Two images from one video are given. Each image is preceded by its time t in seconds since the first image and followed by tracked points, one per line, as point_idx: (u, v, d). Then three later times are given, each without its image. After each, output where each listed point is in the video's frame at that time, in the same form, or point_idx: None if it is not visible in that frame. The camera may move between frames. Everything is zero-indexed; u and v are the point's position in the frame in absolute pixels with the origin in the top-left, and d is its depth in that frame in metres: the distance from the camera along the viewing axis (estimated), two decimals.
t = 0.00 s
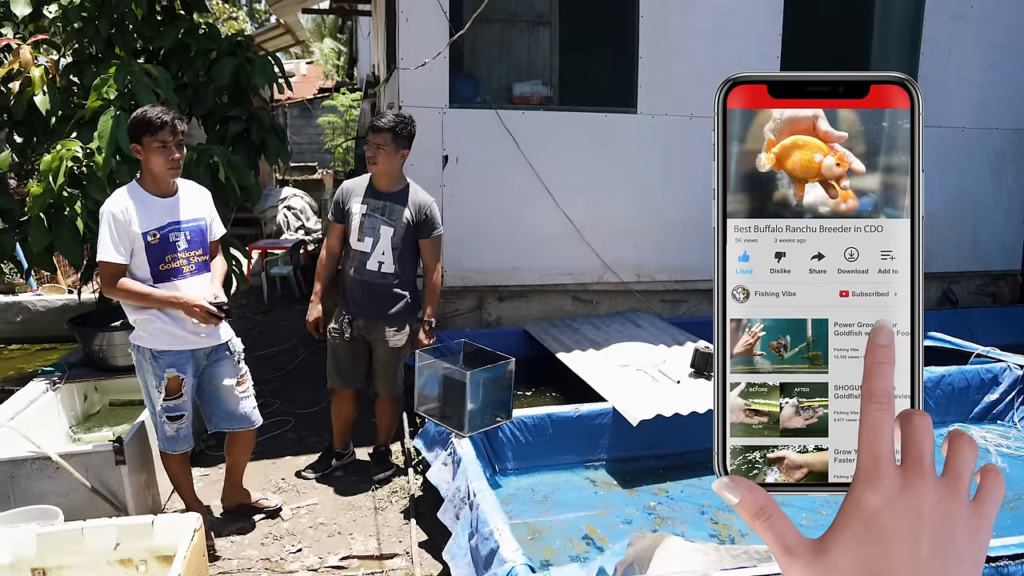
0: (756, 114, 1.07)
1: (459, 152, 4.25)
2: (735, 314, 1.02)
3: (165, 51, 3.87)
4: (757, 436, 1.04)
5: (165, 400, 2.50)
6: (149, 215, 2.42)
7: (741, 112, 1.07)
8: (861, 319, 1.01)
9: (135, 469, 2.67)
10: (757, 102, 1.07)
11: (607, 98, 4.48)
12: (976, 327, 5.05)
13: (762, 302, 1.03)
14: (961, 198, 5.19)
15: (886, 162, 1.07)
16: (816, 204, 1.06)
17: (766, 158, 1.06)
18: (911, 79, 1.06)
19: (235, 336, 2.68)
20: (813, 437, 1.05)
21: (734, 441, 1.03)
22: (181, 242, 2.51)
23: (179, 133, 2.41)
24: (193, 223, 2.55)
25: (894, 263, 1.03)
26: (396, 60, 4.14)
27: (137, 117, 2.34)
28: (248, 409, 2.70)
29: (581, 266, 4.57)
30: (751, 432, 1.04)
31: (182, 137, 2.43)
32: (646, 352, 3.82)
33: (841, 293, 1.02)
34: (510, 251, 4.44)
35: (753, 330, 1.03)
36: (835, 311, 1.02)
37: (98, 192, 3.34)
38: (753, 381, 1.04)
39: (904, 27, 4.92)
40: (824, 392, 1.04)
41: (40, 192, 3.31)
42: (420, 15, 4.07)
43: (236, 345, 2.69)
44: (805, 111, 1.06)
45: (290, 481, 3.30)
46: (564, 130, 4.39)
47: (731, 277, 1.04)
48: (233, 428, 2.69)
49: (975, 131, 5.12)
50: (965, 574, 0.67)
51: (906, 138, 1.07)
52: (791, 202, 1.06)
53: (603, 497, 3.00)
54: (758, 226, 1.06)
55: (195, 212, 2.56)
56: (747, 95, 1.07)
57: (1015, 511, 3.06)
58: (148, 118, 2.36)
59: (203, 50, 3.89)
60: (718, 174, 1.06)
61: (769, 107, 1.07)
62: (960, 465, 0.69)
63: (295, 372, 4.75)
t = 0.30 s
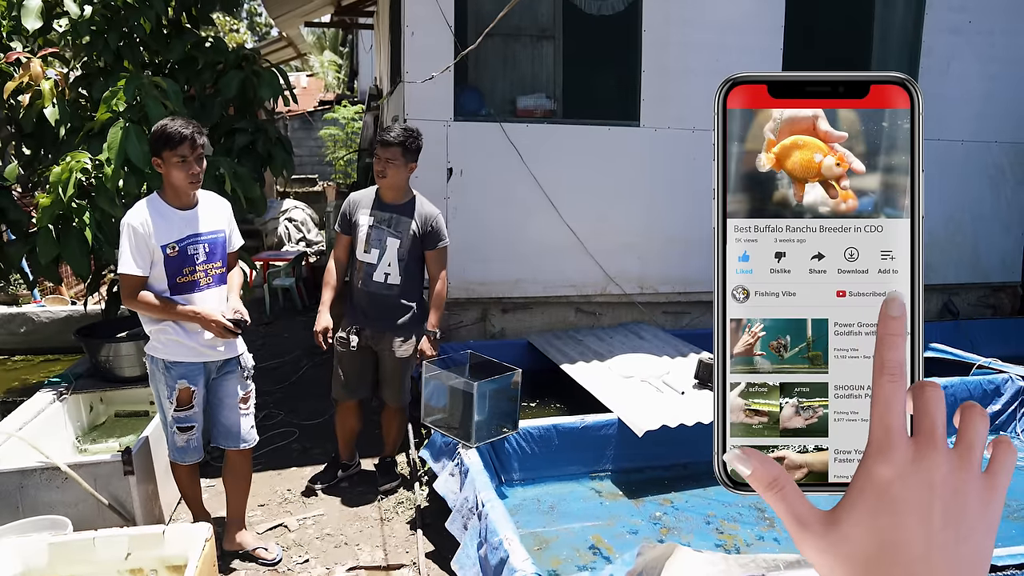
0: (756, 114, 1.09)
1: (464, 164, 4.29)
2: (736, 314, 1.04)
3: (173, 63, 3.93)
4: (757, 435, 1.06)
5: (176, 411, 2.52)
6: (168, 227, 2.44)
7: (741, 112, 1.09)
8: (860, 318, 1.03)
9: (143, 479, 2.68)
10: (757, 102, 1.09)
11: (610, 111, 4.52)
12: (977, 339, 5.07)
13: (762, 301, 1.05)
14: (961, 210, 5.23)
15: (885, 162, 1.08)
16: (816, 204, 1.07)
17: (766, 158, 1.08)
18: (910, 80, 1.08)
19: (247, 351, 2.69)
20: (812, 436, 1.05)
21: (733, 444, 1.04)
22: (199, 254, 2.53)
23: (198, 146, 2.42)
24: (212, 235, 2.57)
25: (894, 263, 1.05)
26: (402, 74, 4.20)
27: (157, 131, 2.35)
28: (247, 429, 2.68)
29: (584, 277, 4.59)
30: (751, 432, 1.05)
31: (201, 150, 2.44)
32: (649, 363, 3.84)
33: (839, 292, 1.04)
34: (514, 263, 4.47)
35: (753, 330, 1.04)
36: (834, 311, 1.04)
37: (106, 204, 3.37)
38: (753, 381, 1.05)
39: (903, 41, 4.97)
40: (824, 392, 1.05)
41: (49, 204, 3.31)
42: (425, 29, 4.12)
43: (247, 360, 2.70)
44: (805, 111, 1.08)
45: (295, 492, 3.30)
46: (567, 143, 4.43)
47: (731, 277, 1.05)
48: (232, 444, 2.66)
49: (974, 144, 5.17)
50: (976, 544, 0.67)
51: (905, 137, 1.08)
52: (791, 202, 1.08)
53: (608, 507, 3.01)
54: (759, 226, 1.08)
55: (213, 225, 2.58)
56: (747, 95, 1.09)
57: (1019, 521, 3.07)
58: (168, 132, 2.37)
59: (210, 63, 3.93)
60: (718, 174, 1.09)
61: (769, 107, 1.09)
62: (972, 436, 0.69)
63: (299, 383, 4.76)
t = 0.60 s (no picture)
0: (756, 114, 1.08)
1: (466, 169, 4.30)
2: (736, 314, 1.03)
3: (177, 70, 3.94)
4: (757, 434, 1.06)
5: (186, 417, 2.53)
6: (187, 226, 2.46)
7: (741, 112, 1.08)
8: (860, 318, 1.04)
9: (146, 483, 2.67)
10: (757, 102, 1.09)
11: (611, 117, 4.53)
12: (979, 344, 5.08)
13: (762, 301, 1.05)
14: (961, 216, 5.24)
15: (885, 162, 1.08)
16: (816, 204, 1.08)
17: (766, 158, 1.08)
18: (910, 80, 1.09)
19: (259, 358, 2.68)
20: (812, 436, 1.07)
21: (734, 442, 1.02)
22: (214, 256, 2.53)
23: (228, 147, 2.47)
24: (231, 240, 2.58)
25: (894, 263, 1.06)
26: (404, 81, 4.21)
27: (191, 130, 2.42)
28: (259, 434, 2.69)
29: (586, 282, 4.60)
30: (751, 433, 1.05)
31: (231, 151, 2.49)
32: (652, 368, 3.84)
33: (838, 292, 1.06)
34: (516, 269, 4.47)
35: (753, 330, 1.04)
36: (835, 312, 1.05)
37: (110, 209, 3.38)
38: (753, 381, 1.04)
39: (903, 48, 5.00)
40: (824, 393, 1.06)
41: (53, 208, 3.35)
42: (428, 36, 4.14)
43: (259, 367, 2.69)
44: (805, 111, 1.08)
45: (297, 497, 3.29)
46: (569, 149, 4.45)
47: (732, 277, 1.05)
48: (239, 452, 2.67)
49: (973, 150, 5.19)
50: (982, 531, 0.65)
51: (906, 137, 1.08)
52: (791, 202, 1.09)
53: (612, 511, 3.01)
54: (759, 226, 1.08)
55: (234, 230, 2.60)
56: (748, 95, 1.08)
57: None
58: (201, 131, 2.43)
59: (213, 69, 3.94)
60: (719, 174, 1.08)
61: (769, 107, 1.09)
62: (978, 423, 0.67)
63: (300, 389, 4.75)
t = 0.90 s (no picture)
0: (756, 114, 1.09)
1: (464, 168, 4.29)
2: (735, 314, 1.03)
3: (176, 69, 3.94)
4: (757, 434, 1.05)
5: (198, 421, 2.49)
6: (199, 224, 2.46)
7: (741, 112, 1.09)
8: (860, 318, 1.05)
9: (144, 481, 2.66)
10: (757, 102, 1.09)
11: (609, 116, 4.53)
12: (978, 342, 5.07)
13: (761, 301, 1.05)
14: (960, 214, 5.24)
15: (885, 162, 1.08)
16: (816, 204, 1.08)
17: (766, 158, 1.08)
18: (911, 80, 1.08)
19: (269, 359, 2.68)
20: (812, 437, 1.06)
21: (734, 443, 1.03)
22: (225, 256, 2.52)
23: (242, 146, 2.47)
24: (243, 242, 2.58)
25: (893, 263, 1.05)
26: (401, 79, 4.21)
27: (206, 128, 2.42)
28: (266, 436, 2.68)
29: (585, 281, 4.59)
30: (751, 433, 1.04)
31: (245, 151, 2.48)
32: (651, 366, 3.83)
33: (837, 292, 1.05)
34: (515, 268, 4.46)
35: (754, 331, 1.04)
36: (834, 312, 1.05)
37: (108, 207, 3.36)
38: (753, 381, 1.05)
39: (900, 47, 5.01)
40: (825, 394, 1.06)
41: (52, 206, 3.33)
42: (425, 35, 4.14)
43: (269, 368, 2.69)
44: (805, 111, 1.08)
45: (296, 497, 3.28)
46: (567, 148, 4.44)
47: (731, 276, 1.05)
48: (251, 452, 2.66)
49: (971, 148, 5.20)
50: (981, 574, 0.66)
51: (905, 137, 1.08)
52: (791, 202, 1.08)
53: (613, 508, 2.99)
54: (758, 226, 1.08)
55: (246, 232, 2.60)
56: (747, 95, 1.09)
57: None
58: (215, 130, 2.43)
59: (212, 69, 3.94)
60: (719, 173, 1.08)
61: (769, 106, 1.09)
62: (978, 466, 0.68)
63: (299, 389, 4.74)
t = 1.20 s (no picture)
0: (756, 114, 1.29)
1: (476, 167, 4.25)
2: (736, 314, 1.29)
3: (185, 67, 3.89)
4: (758, 433, 1.33)
5: (214, 421, 2.45)
6: (217, 221, 2.41)
7: (741, 111, 1.30)
8: (860, 319, 1.29)
9: (155, 481, 2.62)
10: (757, 102, 1.30)
11: (621, 113, 4.48)
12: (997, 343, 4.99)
13: (761, 300, 1.29)
14: (976, 212, 5.17)
15: (886, 162, 1.30)
16: (816, 203, 1.29)
17: (766, 157, 1.29)
18: (910, 81, 1.30)
19: (287, 359, 2.63)
20: (812, 437, 1.32)
21: (735, 441, 1.32)
22: (244, 253, 2.47)
23: (257, 139, 2.42)
24: (262, 238, 2.53)
25: (894, 263, 1.29)
26: (413, 77, 4.17)
27: (219, 123, 2.38)
28: (281, 437, 2.63)
29: (598, 281, 4.54)
30: (751, 431, 1.32)
31: (260, 144, 2.44)
32: (667, 366, 3.77)
33: (837, 292, 1.28)
34: (528, 267, 4.41)
35: (754, 330, 1.29)
36: (833, 313, 1.28)
37: (118, 206, 3.34)
38: (753, 381, 1.31)
39: (915, 44, 4.95)
40: (824, 393, 1.31)
41: (61, 205, 3.29)
42: (436, 32, 4.10)
43: (285, 368, 2.64)
44: (805, 112, 1.29)
45: (310, 498, 3.24)
46: (580, 146, 4.40)
47: (733, 277, 1.29)
48: (265, 453, 2.61)
49: (988, 146, 5.13)
50: None
51: (904, 137, 1.30)
52: (791, 202, 1.30)
53: (632, 510, 2.94)
54: (759, 227, 1.30)
55: (264, 228, 2.55)
56: (747, 95, 1.30)
57: None
58: (229, 124, 2.39)
59: (221, 67, 3.90)
60: (720, 174, 1.30)
61: (769, 107, 1.29)
62: None
63: (309, 390, 4.69)
